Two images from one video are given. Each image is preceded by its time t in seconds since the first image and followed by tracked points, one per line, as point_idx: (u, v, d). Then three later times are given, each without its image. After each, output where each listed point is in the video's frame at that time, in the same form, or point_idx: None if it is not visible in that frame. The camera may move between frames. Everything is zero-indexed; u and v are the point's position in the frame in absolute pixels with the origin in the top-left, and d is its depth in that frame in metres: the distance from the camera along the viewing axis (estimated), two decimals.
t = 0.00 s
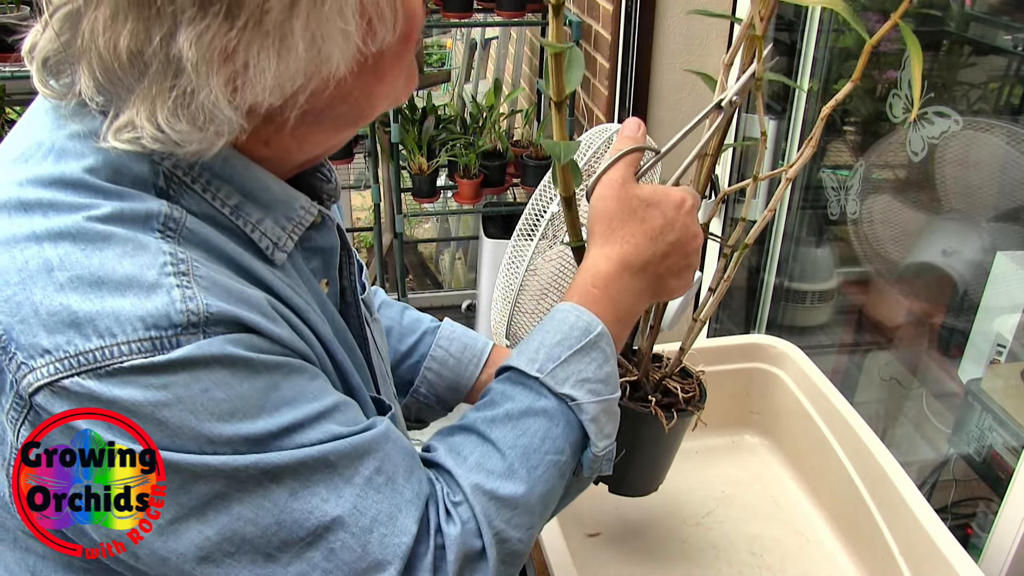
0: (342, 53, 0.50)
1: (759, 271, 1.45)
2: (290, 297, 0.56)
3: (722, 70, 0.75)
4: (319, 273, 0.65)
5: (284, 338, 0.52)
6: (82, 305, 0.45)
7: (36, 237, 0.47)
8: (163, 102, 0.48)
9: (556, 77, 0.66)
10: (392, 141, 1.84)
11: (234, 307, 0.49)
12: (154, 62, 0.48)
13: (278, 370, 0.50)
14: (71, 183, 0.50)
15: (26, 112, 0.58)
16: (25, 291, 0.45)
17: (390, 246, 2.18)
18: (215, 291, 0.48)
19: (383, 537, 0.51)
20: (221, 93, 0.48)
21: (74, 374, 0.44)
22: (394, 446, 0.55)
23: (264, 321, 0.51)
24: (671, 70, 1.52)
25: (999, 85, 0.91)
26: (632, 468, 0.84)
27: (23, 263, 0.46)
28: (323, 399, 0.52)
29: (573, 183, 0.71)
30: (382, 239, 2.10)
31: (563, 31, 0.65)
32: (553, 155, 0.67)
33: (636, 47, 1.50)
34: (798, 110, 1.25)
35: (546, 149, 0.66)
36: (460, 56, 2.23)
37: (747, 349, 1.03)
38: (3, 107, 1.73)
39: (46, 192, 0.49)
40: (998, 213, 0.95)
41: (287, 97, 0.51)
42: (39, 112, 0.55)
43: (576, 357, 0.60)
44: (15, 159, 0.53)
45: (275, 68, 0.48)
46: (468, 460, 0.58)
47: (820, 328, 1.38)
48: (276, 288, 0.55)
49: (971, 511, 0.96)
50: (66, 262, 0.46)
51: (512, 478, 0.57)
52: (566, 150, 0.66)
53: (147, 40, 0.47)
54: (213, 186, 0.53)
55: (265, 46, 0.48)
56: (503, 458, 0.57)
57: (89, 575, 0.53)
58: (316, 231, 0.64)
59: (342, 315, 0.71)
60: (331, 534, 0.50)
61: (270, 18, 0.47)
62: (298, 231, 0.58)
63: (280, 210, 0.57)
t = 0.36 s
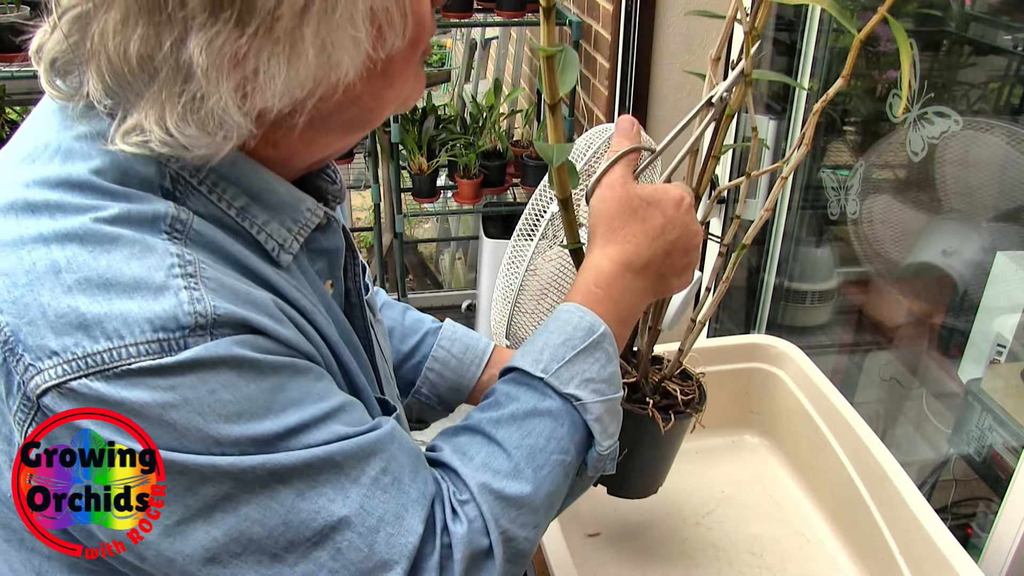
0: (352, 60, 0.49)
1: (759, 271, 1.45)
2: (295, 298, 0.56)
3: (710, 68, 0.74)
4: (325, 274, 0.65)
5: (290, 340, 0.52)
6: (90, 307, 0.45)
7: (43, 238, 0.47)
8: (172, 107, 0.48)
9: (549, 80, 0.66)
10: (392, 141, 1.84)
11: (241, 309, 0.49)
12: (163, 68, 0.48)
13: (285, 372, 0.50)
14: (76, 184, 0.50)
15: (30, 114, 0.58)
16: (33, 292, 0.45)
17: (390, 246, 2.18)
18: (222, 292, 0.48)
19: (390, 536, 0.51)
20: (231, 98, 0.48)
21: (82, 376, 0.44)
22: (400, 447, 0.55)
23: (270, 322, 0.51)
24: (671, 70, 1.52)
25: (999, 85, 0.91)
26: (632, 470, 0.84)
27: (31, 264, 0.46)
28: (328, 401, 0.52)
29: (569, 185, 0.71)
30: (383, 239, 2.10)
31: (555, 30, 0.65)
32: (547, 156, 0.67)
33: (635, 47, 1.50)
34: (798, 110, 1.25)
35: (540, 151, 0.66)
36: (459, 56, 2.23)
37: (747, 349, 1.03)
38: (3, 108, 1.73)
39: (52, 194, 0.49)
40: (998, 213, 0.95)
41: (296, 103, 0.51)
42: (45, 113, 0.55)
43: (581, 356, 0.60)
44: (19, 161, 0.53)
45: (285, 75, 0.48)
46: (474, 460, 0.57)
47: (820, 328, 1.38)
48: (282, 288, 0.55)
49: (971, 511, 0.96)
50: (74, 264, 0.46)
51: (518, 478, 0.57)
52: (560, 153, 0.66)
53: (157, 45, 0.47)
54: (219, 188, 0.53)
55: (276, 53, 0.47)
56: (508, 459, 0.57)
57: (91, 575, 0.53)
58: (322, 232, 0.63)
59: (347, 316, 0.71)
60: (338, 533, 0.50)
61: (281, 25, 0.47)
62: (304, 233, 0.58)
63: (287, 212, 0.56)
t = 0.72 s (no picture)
0: (350, 64, 0.50)
1: (758, 271, 1.45)
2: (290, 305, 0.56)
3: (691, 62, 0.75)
4: (320, 279, 0.65)
5: (283, 349, 0.51)
6: (82, 309, 0.45)
7: (38, 239, 0.47)
8: (167, 99, 0.48)
9: (545, 77, 0.66)
10: (392, 141, 1.84)
11: (235, 315, 0.49)
12: (161, 60, 0.48)
13: (277, 381, 0.50)
14: (73, 185, 0.50)
15: (30, 112, 0.58)
16: (27, 293, 0.46)
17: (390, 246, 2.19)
18: (215, 298, 0.48)
19: (374, 559, 0.51)
20: (226, 95, 0.48)
21: (71, 379, 0.45)
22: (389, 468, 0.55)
23: (264, 331, 0.51)
24: (671, 71, 1.52)
25: (999, 85, 0.91)
26: (632, 468, 0.84)
27: (26, 264, 0.46)
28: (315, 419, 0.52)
29: (568, 182, 0.72)
30: (383, 239, 2.10)
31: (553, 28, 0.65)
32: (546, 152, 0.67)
33: (636, 47, 1.50)
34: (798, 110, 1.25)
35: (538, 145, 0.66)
36: (460, 56, 2.23)
37: (746, 349, 1.03)
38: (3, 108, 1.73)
39: (47, 194, 0.49)
40: (998, 214, 0.95)
41: (291, 103, 0.51)
42: (46, 110, 0.55)
43: (575, 382, 0.59)
44: (18, 160, 0.53)
45: (283, 75, 0.48)
46: (460, 482, 0.57)
47: (820, 328, 1.38)
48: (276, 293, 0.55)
49: (972, 511, 0.96)
50: (68, 265, 0.46)
51: (503, 502, 0.57)
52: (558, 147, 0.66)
53: (156, 36, 0.47)
54: (216, 190, 0.53)
55: (275, 53, 0.48)
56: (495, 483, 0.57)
57: None
58: (319, 236, 0.64)
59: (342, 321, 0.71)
60: (320, 554, 0.50)
61: (283, 24, 0.47)
62: (300, 236, 0.58)
63: (282, 214, 0.56)
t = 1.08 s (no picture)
0: (360, 83, 0.51)
1: (758, 271, 1.45)
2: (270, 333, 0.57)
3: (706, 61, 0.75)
4: (315, 289, 0.65)
5: (253, 390, 0.52)
6: (55, 323, 0.45)
7: (27, 244, 0.47)
8: (175, 76, 0.49)
9: (562, 74, 0.66)
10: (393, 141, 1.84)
11: (204, 350, 0.49)
12: (179, 35, 0.48)
13: (237, 423, 0.51)
14: (72, 186, 0.50)
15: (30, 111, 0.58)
16: (5, 300, 0.45)
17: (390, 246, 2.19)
18: (187, 329, 0.49)
19: None
20: (236, 83, 0.49)
21: (35, 395, 0.44)
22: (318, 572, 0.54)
23: (235, 369, 0.51)
24: (671, 71, 1.52)
25: (999, 85, 0.91)
26: (633, 468, 0.84)
27: (10, 272, 0.46)
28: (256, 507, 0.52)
29: (578, 180, 0.73)
30: (383, 239, 2.10)
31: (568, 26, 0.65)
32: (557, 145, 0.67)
33: (635, 47, 1.50)
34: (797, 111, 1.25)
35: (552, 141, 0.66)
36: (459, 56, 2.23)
37: (746, 349, 1.03)
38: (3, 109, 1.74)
39: (46, 197, 0.49)
40: (998, 213, 0.95)
41: (295, 108, 0.51)
42: (49, 106, 0.55)
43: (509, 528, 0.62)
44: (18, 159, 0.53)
45: (295, 76, 0.49)
46: None
47: (820, 328, 1.38)
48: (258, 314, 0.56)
49: (971, 511, 0.96)
50: (50, 277, 0.46)
51: None
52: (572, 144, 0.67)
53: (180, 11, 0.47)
54: (212, 199, 0.54)
55: (293, 53, 0.48)
56: None
57: None
58: (315, 252, 0.64)
59: (339, 325, 0.70)
60: None
61: (308, 27, 0.48)
62: (294, 253, 0.59)
63: (278, 230, 0.58)
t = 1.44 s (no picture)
0: (368, 114, 0.52)
1: (758, 271, 1.45)
2: (274, 335, 0.57)
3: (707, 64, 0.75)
4: (314, 293, 0.65)
5: (259, 393, 0.53)
6: (61, 330, 0.45)
7: (31, 249, 0.47)
8: (184, 106, 0.49)
9: (560, 75, 0.66)
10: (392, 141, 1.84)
11: (210, 354, 0.49)
12: (190, 66, 0.48)
13: (241, 419, 0.51)
14: (74, 192, 0.49)
15: (32, 114, 0.58)
16: (9, 306, 0.45)
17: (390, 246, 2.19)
18: (192, 334, 0.49)
19: None
20: (245, 115, 0.49)
21: (43, 400, 0.44)
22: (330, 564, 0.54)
23: (240, 371, 0.51)
24: (671, 71, 1.52)
25: (999, 85, 0.91)
26: (633, 472, 0.84)
27: (14, 277, 0.46)
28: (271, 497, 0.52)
29: (579, 180, 0.73)
30: (383, 239, 2.10)
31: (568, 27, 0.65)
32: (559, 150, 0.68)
33: (635, 47, 1.50)
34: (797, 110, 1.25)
35: (552, 143, 0.66)
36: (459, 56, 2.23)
37: (746, 349, 1.03)
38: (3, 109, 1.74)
39: (50, 201, 0.49)
40: (998, 213, 0.95)
41: (303, 137, 0.52)
42: (52, 110, 0.56)
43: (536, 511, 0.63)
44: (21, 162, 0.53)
45: (304, 110, 0.50)
46: None
47: (820, 328, 1.38)
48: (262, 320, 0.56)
49: (971, 511, 0.96)
50: (54, 283, 0.46)
51: None
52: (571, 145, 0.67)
53: (191, 44, 0.47)
54: (214, 205, 0.54)
55: (302, 87, 0.49)
56: None
57: None
58: (315, 258, 0.64)
59: (337, 329, 0.70)
60: None
61: (318, 63, 0.48)
62: (295, 260, 0.59)
63: (279, 237, 0.58)
